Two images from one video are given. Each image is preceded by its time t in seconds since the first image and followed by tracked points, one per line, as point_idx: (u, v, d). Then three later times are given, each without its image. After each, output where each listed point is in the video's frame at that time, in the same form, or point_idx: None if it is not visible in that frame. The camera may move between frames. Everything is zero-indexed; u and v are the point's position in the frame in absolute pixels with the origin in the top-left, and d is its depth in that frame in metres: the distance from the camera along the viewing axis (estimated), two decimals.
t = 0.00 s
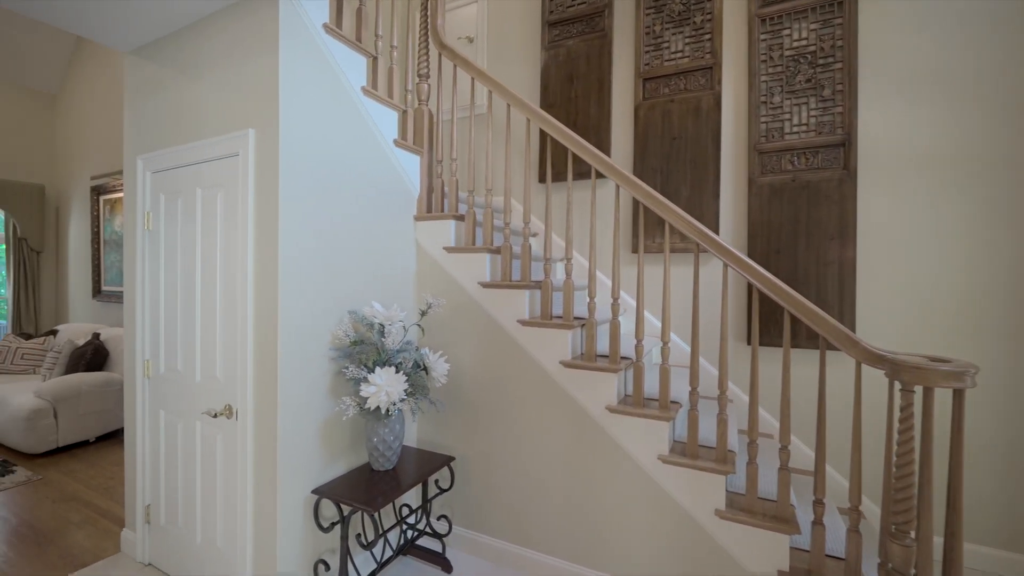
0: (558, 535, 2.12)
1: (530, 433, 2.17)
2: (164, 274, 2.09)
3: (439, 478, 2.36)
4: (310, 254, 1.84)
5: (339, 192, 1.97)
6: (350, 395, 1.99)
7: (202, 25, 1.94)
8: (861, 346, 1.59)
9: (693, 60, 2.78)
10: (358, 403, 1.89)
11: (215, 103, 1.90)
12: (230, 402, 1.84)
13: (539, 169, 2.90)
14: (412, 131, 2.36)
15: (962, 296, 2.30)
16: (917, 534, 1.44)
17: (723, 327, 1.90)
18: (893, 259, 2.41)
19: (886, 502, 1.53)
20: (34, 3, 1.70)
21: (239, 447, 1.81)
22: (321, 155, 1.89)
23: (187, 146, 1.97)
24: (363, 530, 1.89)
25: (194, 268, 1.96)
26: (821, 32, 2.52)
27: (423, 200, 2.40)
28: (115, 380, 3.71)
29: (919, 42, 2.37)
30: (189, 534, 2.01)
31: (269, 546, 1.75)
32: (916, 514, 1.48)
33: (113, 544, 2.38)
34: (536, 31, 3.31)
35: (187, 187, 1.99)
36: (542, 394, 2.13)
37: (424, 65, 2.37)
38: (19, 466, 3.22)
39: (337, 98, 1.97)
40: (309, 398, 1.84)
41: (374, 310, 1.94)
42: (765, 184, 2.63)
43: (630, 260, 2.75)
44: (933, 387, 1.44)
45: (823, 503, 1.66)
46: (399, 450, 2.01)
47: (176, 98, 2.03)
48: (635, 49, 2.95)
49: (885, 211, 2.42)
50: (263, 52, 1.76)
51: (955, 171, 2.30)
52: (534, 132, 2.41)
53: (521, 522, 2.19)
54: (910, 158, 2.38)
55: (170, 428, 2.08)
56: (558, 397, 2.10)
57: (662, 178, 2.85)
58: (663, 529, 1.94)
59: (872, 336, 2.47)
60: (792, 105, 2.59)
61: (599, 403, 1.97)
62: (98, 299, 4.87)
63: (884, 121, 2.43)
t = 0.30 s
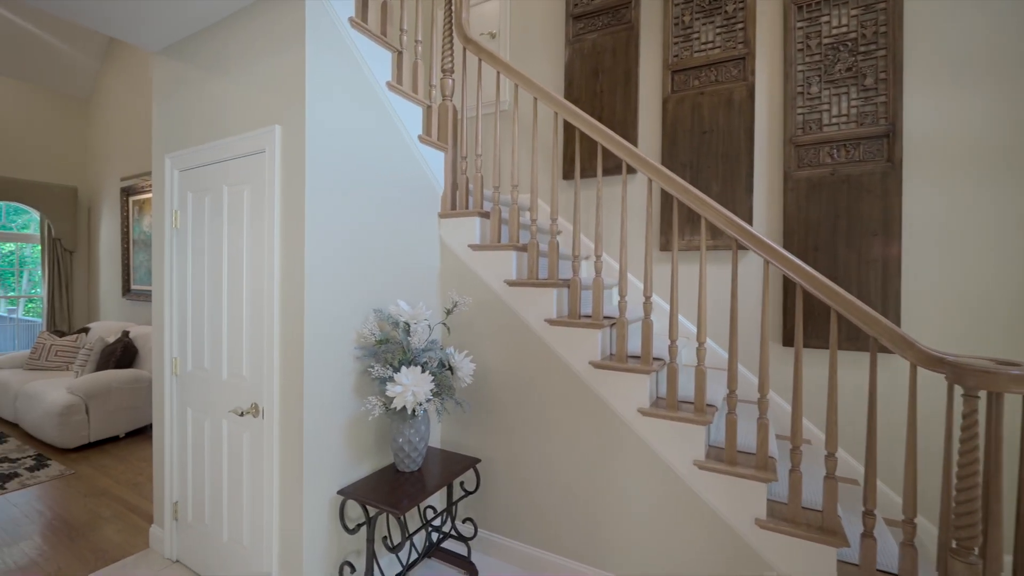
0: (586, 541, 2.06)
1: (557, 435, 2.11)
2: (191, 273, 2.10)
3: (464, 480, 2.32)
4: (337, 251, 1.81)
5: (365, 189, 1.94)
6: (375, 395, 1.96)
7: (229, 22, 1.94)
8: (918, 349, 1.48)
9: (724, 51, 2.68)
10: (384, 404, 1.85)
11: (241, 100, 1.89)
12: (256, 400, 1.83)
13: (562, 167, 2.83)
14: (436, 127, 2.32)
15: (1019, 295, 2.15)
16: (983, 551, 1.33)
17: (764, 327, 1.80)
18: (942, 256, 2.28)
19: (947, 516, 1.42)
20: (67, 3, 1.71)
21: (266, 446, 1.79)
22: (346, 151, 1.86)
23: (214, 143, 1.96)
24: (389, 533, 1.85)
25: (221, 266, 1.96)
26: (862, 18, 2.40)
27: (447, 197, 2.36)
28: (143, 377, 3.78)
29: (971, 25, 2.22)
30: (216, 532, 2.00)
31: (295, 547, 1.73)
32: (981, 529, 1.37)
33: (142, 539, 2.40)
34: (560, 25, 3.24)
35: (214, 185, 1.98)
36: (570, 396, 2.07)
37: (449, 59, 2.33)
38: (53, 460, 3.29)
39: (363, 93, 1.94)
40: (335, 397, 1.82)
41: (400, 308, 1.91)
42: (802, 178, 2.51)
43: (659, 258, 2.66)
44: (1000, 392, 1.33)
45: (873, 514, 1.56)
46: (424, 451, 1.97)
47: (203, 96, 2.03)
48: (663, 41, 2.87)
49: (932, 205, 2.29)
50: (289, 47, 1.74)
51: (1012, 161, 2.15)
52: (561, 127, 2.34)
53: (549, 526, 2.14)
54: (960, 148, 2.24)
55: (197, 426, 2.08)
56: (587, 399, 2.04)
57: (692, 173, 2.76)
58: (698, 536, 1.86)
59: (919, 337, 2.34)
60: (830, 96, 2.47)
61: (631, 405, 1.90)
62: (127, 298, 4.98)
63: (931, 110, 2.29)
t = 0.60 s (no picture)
0: (616, 548, 1.98)
1: (586, 437, 2.04)
2: (218, 269, 2.09)
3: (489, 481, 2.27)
4: (363, 247, 1.79)
5: (390, 184, 1.91)
6: (401, 394, 1.93)
7: (255, 16, 1.92)
8: (983, 350, 1.38)
9: (758, 39, 2.57)
10: (410, 403, 1.82)
11: (268, 95, 1.88)
12: (282, 398, 1.81)
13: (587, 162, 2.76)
14: (461, 121, 2.28)
15: None
16: None
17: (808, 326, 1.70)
18: (997, 252, 2.13)
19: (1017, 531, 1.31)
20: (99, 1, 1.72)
21: (292, 444, 1.77)
22: (372, 146, 1.83)
23: (241, 140, 1.96)
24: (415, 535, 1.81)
25: (247, 263, 1.95)
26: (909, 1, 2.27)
27: (472, 193, 2.32)
28: (170, 374, 3.83)
29: None
30: (242, 530, 1.99)
31: (321, 548, 1.70)
32: None
33: (169, 535, 2.42)
34: (584, 18, 3.17)
35: (241, 182, 1.98)
36: (599, 396, 2.00)
37: (474, 52, 2.28)
38: (85, 455, 3.36)
39: (389, 87, 1.91)
40: (361, 396, 1.78)
41: (425, 306, 1.87)
42: (842, 171, 2.39)
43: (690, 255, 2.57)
44: None
45: (931, 528, 1.45)
46: (450, 452, 1.92)
47: (230, 93, 2.03)
48: (692, 31, 2.77)
49: (987, 198, 2.15)
50: (316, 40, 1.71)
51: None
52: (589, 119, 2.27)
53: (576, 532, 2.07)
54: (1018, 137, 2.10)
55: (223, 423, 2.08)
56: (618, 400, 1.96)
57: (723, 167, 2.66)
58: (736, 546, 1.77)
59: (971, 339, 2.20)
60: (873, 84, 2.34)
61: (665, 407, 1.83)
62: (155, 297, 5.09)
63: (985, 97, 2.15)
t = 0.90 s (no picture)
0: (647, 554, 1.91)
1: (615, 438, 1.98)
2: (244, 266, 2.10)
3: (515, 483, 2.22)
4: (389, 243, 1.76)
5: (416, 179, 1.88)
6: (426, 392, 1.89)
7: (281, 11, 1.92)
8: None
9: (793, 26, 2.47)
10: (435, 401, 1.78)
11: (293, 90, 1.87)
12: (307, 395, 1.80)
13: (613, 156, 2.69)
14: (486, 115, 2.24)
15: None
16: None
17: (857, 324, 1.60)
18: None
19: None
20: None
21: (317, 442, 1.76)
22: (397, 140, 1.80)
23: (266, 136, 1.95)
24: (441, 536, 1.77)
25: (273, 259, 1.95)
26: None
27: (497, 188, 2.27)
28: (197, 370, 3.87)
29: None
30: (267, 526, 1.99)
31: (346, 547, 1.68)
32: None
33: (196, 530, 2.44)
34: (610, 9, 3.10)
35: (266, 178, 1.97)
36: (629, 397, 1.93)
37: (498, 44, 2.24)
38: (116, 449, 3.43)
39: (414, 81, 1.88)
40: (386, 394, 1.76)
41: (451, 302, 1.83)
42: (885, 162, 2.27)
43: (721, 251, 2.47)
44: None
45: (996, 542, 1.34)
46: (476, 452, 1.88)
47: (256, 90, 2.03)
48: (723, 20, 2.68)
49: None
50: (340, 33, 1.69)
51: None
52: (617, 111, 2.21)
53: (605, 536, 2.01)
54: None
55: (249, 419, 2.08)
56: (648, 400, 1.90)
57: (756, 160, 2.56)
58: (775, 555, 1.68)
59: None
60: (919, 69, 2.22)
61: (700, 409, 1.76)
62: (183, 295, 5.19)
63: None
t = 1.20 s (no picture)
0: (678, 562, 1.83)
1: (643, 440, 1.91)
2: (268, 262, 2.10)
3: (539, 484, 2.16)
4: (412, 238, 1.73)
5: (439, 173, 1.85)
6: (450, 390, 1.86)
7: (305, 5, 1.91)
8: None
9: (830, 11, 2.36)
10: (459, 400, 1.75)
11: (317, 85, 1.86)
12: (331, 392, 1.78)
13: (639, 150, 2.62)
14: (509, 108, 2.19)
15: None
16: None
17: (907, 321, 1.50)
18: None
19: None
20: None
21: (340, 439, 1.74)
22: (421, 134, 1.77)
23: (290, 131, 1.95)
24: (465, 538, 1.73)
25: (296, 255, 1.94)
26: None
27: (520, 183, 2.23)
28: (222, 367, 3.94)
29: None
30: (290, 524, 1.98)
31: (370, 546, 1.65)
32: None
33: (221, 525, 2.45)
34: None
35: (290, 174, 1.97)
36: (659, 397, 1.86)
37: (522, 36, 2.19)
38: (144, 444, 3.50)
39: (438, 73, 1.85)
40: (409, 391, 1.73)
41: (475, 298, 1.79)
42: (931, 152, 2.15)
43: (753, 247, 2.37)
44: None
45: None
46: (500, 452, 1.84)
47: (280, 86, 2.02)
48: (754, 7, 2.58)
49: None
50: (365, 25, 1.67)
51: None
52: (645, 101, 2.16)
53: (632, 541, 1.94)
54: None
55: (273, 416, 2.08)
56: (679, 400, 1.82)
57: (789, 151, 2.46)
58: (817, 566, 1.59)
59: None
60: (969, 53, 2.09)
61: (735, 410, 1.68)
62: (208, 294, 5.29)
63: None
